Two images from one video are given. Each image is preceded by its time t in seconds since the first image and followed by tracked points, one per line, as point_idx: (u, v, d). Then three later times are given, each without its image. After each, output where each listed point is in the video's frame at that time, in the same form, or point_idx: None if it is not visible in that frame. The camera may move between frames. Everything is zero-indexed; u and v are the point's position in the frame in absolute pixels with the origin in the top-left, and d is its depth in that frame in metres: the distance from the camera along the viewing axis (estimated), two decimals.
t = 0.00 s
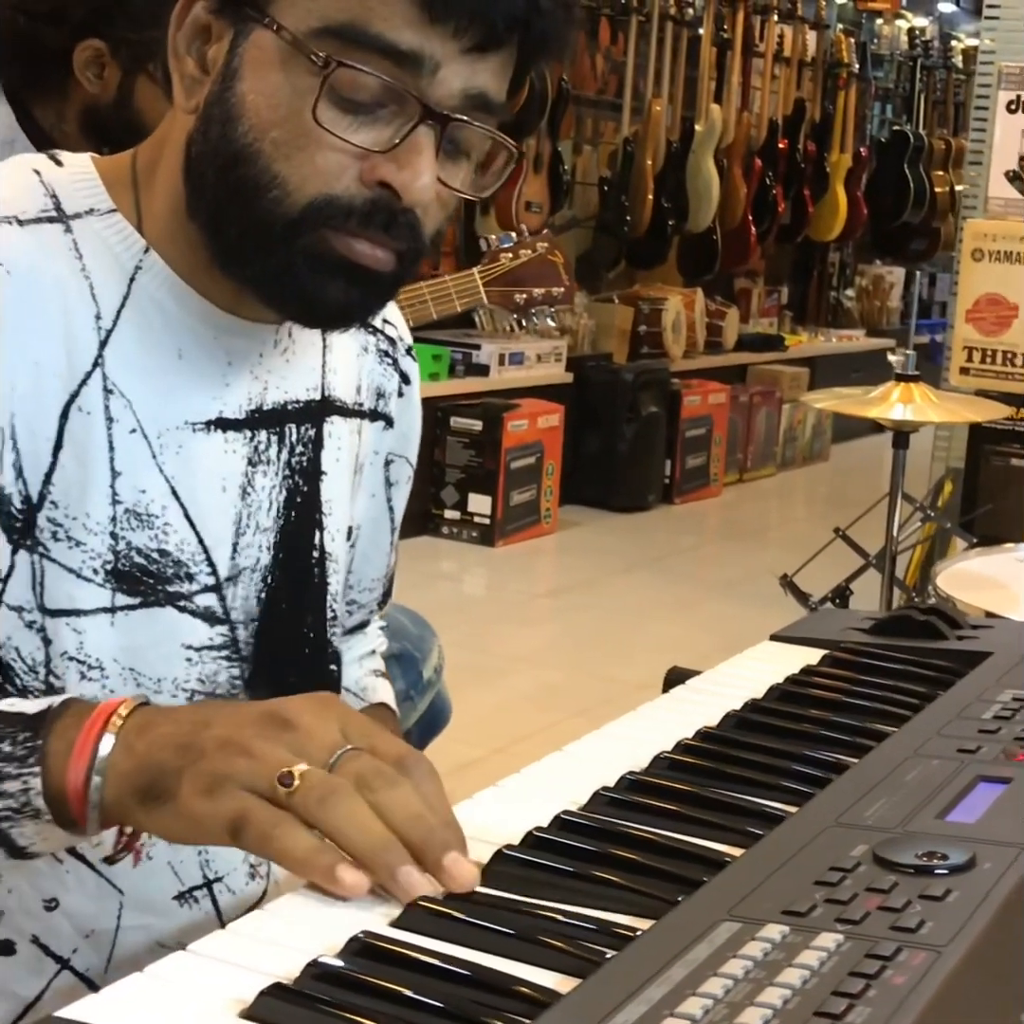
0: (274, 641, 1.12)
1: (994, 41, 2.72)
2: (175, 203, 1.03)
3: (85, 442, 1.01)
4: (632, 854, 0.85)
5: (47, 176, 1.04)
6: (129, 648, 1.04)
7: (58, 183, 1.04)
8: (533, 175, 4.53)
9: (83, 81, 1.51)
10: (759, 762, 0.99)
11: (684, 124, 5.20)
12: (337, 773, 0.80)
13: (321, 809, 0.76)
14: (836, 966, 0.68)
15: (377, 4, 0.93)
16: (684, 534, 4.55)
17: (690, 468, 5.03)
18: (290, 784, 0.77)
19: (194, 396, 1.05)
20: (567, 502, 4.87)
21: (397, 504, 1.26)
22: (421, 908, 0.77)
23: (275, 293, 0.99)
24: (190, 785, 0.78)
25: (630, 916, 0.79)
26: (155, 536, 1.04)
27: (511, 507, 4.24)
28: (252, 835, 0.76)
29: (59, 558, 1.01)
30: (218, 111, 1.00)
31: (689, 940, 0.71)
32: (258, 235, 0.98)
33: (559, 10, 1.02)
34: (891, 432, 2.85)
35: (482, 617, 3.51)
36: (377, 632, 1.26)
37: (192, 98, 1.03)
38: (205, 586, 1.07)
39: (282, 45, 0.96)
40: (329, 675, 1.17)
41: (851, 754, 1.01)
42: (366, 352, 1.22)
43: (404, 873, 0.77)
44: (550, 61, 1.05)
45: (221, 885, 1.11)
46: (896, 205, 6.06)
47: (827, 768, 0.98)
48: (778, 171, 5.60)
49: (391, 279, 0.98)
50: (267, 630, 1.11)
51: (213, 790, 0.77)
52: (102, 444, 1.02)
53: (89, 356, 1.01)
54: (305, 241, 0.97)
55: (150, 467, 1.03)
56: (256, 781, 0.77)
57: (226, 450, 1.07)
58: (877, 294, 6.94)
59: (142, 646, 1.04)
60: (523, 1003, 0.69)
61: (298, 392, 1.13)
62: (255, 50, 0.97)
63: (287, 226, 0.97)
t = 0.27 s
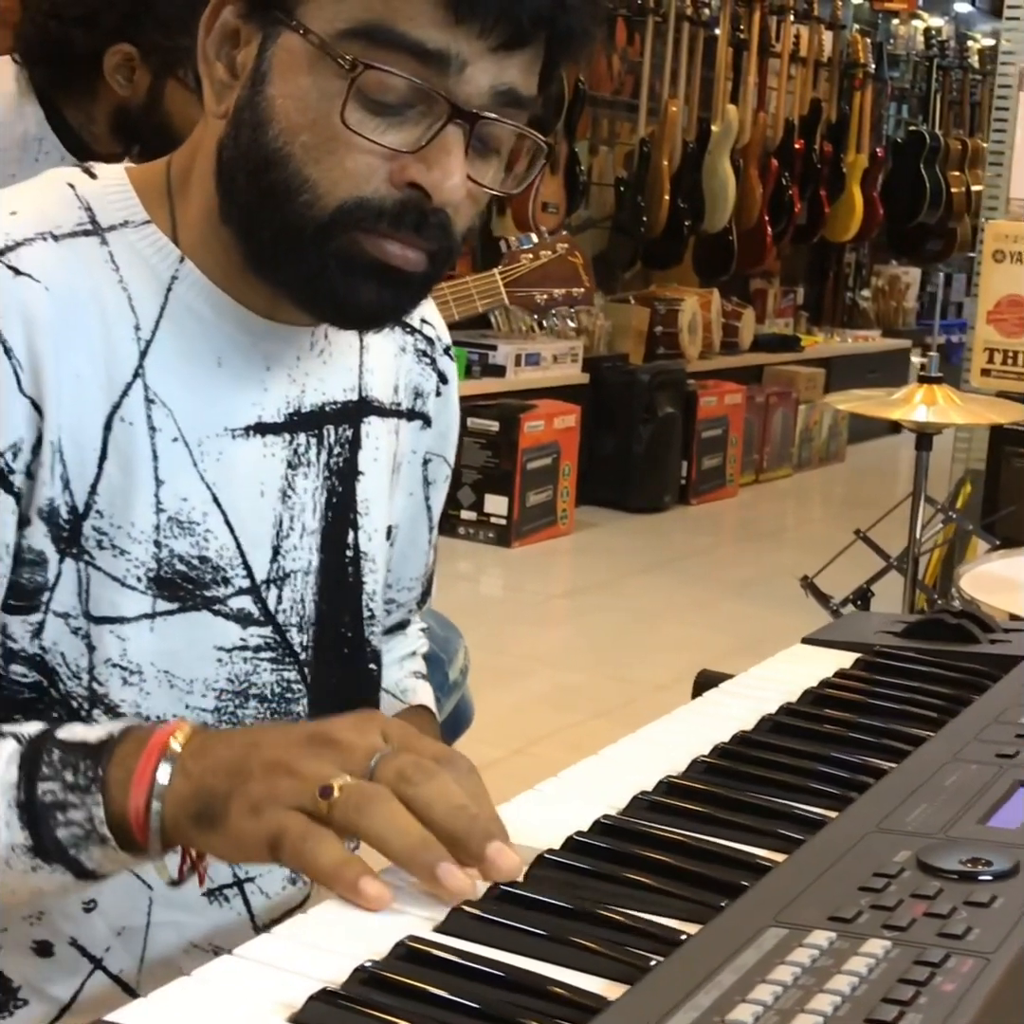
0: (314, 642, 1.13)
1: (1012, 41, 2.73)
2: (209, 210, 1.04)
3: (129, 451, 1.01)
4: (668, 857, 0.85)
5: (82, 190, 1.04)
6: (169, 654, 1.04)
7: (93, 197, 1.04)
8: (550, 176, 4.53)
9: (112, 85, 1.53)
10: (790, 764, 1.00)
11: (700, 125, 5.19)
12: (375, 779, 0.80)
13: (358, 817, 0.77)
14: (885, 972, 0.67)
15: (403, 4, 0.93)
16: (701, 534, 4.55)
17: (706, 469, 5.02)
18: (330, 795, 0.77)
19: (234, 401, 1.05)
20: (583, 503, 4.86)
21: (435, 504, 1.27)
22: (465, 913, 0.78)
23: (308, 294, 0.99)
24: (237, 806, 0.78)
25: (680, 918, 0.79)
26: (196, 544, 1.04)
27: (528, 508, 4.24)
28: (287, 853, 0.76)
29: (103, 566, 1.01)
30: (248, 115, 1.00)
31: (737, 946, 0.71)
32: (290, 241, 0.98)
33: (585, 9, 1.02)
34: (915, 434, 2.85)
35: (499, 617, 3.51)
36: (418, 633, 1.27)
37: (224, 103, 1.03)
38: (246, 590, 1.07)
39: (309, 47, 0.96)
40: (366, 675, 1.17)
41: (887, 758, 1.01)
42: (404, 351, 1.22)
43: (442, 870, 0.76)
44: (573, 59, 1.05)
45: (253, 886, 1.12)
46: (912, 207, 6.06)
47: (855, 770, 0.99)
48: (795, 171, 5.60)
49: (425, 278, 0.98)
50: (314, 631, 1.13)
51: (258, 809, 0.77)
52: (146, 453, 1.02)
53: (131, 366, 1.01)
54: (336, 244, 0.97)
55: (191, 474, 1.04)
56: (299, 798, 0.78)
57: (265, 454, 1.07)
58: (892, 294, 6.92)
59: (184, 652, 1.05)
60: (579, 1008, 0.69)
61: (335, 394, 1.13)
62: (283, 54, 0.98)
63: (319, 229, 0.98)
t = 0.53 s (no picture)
0: (339, 638, 1.13)
1: None
2: (234, 208, 1.04)
3: (158, 449, 1.02)
4: (695, 853, 0.86)
5: (110, 186, 1.04)
6: (199, 651, 1.04)
7: (120, 194, 1.04)
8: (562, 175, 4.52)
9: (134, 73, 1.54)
10: (811, 761, 1.00)
11: (712, 124, 5.18)
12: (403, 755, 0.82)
13: (392, 792, 0.78)
14: (919, 970, 0.67)
15: None
16: (713, 533, 4.54)
17: (719, 468, 5.02)
18: (359, 777, 0.79)
19: (259, 398, 1.06)
20: (595, 502, 4.86)
21: (454, 500, 1.27)
22: (496, 910, 0.78)
23: (336, 290, 0.99)
24: (273, 807, 0.80)
25: (712, 917, 0.79)
26: (224, 541, 1.05)
27: (540, 506, 4.24)
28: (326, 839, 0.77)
29: (133, 564, 1.02)
30: (274, 112, 1.00)
31: (769, 944, 0.72)
32: (318, 240, 0.98)
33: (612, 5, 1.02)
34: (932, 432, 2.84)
35: (512, 616, 3.52)
36: (437, 632, 1.28)
37: (248, 101, 1.03)
38: (273, 587, 1.08)
39: (335, 44, 0.96)
40: (391, 671, 1.17)
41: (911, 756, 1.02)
42: (425, 349, 1.23)
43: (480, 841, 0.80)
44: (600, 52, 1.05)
45: (278, 883, 1.13)
46: (925, 205, 6.05)
47: (875, 765, 0.99)
48: (807, 170, 5.59)
49: (450, 272, 0.99)
50: (340, 630, 1.13)
51: (291, 806, 0.79)
52: (175, 450, 1.02)
53: (160, 365, 1.02)
54: (362, 240, 0.97)
55: (219, 471, 1.04)
56: (329, 788, 0.79)
57: (291, 451, 1.08)
58: (905, 293, 6.91)
59: (212, 648, 1.05)
60: (612, 1007, 0.69)
61: (359, 392, 1.14)
62: (309, 50, 0.98)
63: (346, 225, 0.98)
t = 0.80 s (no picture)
0: (340, 636, 1.13)
1: None
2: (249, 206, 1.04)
3: (163, 441, 1.02)
4: (708, 847, 0.85)
5: (122, 176, 1.05)
6: (203, 644, 1.04)
7: (133, 184, 1.05)
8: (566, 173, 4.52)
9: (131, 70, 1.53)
10: (822, 755, 1.00)
11: (716, 120, 5.18)
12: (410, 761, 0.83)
13: (400, 798, 0.79)
14: (939, 963, 0.68)
15: (454, 18, 0.94)
16: (718, 531, 4.54)
17: (723, 465, 5.01)
18: (367, 782, 0.79)
19: (265, 394, 1.06)
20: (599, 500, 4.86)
21: (461, 497, 1.27)
22: (514, 904, 0.78)
23: (349, 305, 1.00)
24: (276, 811, 0.80)
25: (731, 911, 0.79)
26: (228, 534, 1.05)
27: (545, 504, 4.24)
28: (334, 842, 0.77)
29: (137, 555, 1.01)
30: (295, 124, 1.00)
31: (788, 937, 0.72)
32: (336, 250, 0.98)
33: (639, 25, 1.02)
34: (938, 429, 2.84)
35: (518, 614, 3.52)
36: (447, 631, 1.29)
37: (270, 110, 1.02)
38: (280, 584, 1.08)
39: (360, 59, 0.96)
40: (391, 668, 1.18)
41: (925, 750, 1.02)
42: (430, 349, 1.23)
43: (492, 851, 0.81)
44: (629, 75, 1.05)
45: (288, 881, 1.13)
46: (927, 202, 6.06)
47: (887, 759, 0.99)
48: (810, 167, 5.59)
49: (463, 292, 0.99)
50: (338, 629, 1.13)
51: (296, 810, 0.79)
52: (179, 443, 1.02)
53: (166, 356, 1.02)
54: (379, 255, 0.98)
55: (223, 465, 1.04)
56: (334, 791, 0.79)
57: (295, 447, 1.08)
58: (908, 289, 6.91)
59: (216, 642, 1.05)
60: (633, 1000, 0.69)
61: (364, 390, 1.14)
62: (334, 65, 0.98)
63: (364, 239, 0.98)
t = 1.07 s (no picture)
0: (346, 628, 1.13)
1: None
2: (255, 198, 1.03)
3: (168, 435, 1.01)
4: (709, 836, 0.85)
5: (126, 169, 1.04)
6: (208, 638, 1.04)
7: (137, 177, 1.04)
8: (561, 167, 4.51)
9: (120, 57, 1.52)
10: (824, 745, 1.00)
11: (711, 115, 5.18)
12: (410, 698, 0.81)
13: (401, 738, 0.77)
14: (943, 952, 0.67)
15: (462, 11, 0.93)
16: (715, 525, 4.54)
17: (719, 460, 5.01)
18: (367, 726, 0.78)
19: (271, 388, 1.06)
20: (596, 494, 4.86)
21: (463, 489, 1.28)
22: (516, 894, 0.78)
23: (356, 301, 1.00)
24: (282, 771, 0.79)
25: (736, 900, 0.79)
26: (233, 529, 1.04)
27: (541, 499, 4.24)
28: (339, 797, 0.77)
29: (142, 551, 1.01)
30: (300, 116, 0.99)
31: (792, 927, 0.71)
32: (341, 245, 0.98)
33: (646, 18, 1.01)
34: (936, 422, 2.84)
35: (515, 608, 3.52)
36: (447, 623, 1.28)
37: (275, 100, 1.02)
38: (287, 578, 1.07)
39: (366, 50, 0.96)
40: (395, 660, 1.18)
41: (925, 741, 1.02)
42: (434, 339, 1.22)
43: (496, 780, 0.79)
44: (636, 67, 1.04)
45: (291, 873, 1.12)
46: (923, 197, 6.06)
47: (888, 749, 0.99)
48: (806, 162, 5.59)
49: (468, 283, 1.00)
50: (344, 621, 1.13)
51: (302, 766, 0.78)
52: (184, 437, 1.02)
53: (170, 351, 1.01)
54: (385, 248, 0.98)
55: (229, 459, 1.04)
56: (340, 743, 0.78)
57: (301, 441, 1.08)
58: (904, 284, 6.84)
59: (221, 637, 1.05)
60: (636, 989, 0.69)
61: (368, 382, 1.14)
62: (339, 55, 0.97)
63: (370, 232, 0.98)
